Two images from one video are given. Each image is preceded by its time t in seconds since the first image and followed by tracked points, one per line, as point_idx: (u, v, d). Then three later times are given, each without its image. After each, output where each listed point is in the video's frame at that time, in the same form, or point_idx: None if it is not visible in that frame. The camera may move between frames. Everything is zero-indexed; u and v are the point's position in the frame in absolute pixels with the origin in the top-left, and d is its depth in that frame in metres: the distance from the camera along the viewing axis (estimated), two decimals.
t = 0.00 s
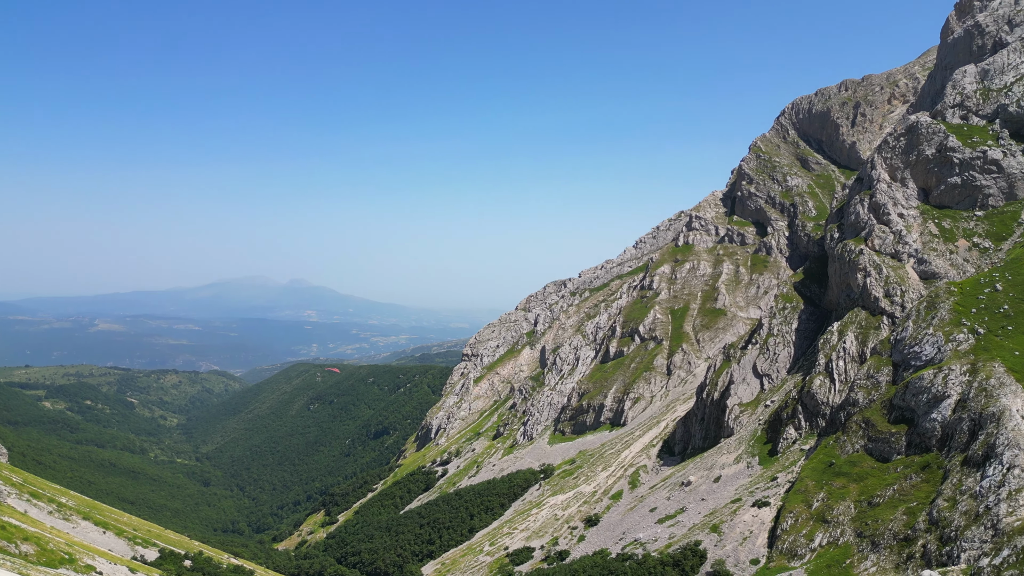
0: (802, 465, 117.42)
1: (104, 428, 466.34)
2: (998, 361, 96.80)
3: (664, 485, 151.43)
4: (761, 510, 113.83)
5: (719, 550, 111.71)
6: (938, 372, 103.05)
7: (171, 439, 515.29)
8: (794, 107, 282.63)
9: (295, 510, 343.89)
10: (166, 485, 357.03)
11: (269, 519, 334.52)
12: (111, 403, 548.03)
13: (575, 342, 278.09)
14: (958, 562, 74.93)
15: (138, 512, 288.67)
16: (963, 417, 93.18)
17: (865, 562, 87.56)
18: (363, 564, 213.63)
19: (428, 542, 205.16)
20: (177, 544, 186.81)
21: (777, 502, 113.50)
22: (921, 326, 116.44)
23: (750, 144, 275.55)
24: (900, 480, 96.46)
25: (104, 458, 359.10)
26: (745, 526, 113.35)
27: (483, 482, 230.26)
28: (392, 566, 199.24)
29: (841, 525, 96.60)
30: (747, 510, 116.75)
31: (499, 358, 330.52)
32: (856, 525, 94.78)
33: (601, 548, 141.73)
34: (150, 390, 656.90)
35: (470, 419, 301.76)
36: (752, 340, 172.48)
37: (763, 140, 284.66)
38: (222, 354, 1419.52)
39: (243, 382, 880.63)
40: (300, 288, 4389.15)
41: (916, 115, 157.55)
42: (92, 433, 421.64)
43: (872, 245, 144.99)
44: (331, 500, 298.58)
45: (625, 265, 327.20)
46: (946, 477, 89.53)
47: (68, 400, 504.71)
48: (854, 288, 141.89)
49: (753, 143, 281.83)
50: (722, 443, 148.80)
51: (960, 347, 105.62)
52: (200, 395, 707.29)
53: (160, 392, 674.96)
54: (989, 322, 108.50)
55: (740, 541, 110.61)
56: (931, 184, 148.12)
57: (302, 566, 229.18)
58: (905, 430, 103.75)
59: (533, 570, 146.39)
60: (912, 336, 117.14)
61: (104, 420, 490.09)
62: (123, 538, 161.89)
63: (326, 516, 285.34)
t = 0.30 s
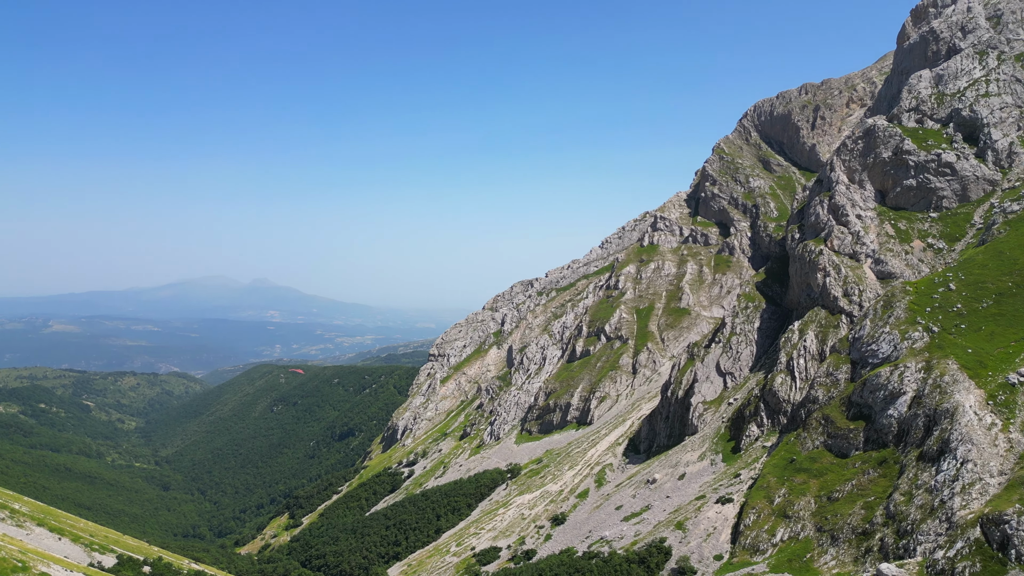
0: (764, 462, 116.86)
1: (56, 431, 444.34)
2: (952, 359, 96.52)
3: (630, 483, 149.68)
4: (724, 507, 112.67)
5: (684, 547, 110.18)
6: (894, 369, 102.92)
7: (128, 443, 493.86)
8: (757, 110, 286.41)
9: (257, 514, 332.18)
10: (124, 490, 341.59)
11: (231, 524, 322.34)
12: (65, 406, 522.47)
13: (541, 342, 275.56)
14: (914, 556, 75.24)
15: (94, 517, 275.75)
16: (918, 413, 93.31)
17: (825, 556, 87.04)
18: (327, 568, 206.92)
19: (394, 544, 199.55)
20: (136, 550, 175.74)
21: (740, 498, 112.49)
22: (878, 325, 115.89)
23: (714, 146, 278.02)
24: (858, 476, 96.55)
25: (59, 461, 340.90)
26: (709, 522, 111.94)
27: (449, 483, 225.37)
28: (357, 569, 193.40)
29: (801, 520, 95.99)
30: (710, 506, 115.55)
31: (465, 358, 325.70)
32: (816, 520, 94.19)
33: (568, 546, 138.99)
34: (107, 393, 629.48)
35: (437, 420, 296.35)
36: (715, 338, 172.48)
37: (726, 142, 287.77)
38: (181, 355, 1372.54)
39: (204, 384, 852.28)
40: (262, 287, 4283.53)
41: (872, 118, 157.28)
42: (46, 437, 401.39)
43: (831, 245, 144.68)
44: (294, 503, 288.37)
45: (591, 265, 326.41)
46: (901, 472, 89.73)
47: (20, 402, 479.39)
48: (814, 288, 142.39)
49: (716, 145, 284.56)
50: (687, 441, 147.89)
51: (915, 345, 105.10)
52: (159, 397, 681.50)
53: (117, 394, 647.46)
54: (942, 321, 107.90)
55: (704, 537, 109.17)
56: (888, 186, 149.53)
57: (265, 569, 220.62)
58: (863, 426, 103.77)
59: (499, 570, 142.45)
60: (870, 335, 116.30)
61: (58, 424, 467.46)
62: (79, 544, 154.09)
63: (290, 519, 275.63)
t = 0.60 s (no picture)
0: (728, 459, 116.52)
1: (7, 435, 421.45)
2: (908, 356, 96.89)
3: (596, 481, 148.02)
4: (689, 504, 111.73)
5: (649, 544, 108.77)
6: (852, 367, 103.11)
7: (83, 446, 471.82)
8: (720, 112, 289.45)
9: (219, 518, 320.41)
10: (80, 494, 325.73)
11: (193, 528, 309.80)
12: (18, 408, 495.90)
13: (508, 341, 272.73)
14: (871, 549, 75.36)
15: (48, 523, 262.20)
16: (876, 409, 93.54)
17: (786, 550, 86.54)
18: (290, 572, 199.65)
19: (360, 546, 193.64)
20: (94, 556, 166.74)
21: (704, 495, 111.74)
22: (837, 322, 116.62)
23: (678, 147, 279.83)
24: (818, 471, 96.31)
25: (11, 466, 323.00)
26: (673, 519, 110.82)
27: (416, 483, 220.22)
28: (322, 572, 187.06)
29: (764, 515, 95.43)
30: (675, 503, 114.54)
31: (432, 358, 320.46)
32: (778, 515, 93.69)
33: (534, 545, 136.26)
34: (62, 396, 600.99)
35: (403, 420, 290.51)
36: (680, 337, 172.80)
37: (690, 143, 290.06)
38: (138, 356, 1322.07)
39: (163, 386, 822.35)
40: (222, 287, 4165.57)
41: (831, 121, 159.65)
42: None
43: (793, 245, 144.60)
44: (257, 506, 278.05)
45: (558, 265, 325.36)
46: (860, 467, 89.71)
47: None
48: (775, 287, 142.72)
49: (680, 146, 286.43)
50: (652, 439, 147.05)
51: (872, 343, 105.51)
52: (117, 399, 654.55)
53: (73, 396, 619.23)
54: (899, 319, 108.19)
55: (669, 534, 107.95)
56: (847, 187, 150.70)
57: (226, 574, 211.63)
58: (823, 423, 103.59)
59: (465, 570, 138.58)
60: (830, 333, 117.20)
61: (9, 427, 443.35)
62: (33, 551, 145.29)
63: (253, 522, 265.22)
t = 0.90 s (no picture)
0: (692, 456, 115.63)
1: None
2: (866, 354, 97.36)
3: (562, 480, 146.24)
4: (654, 500, 110.73)
5: (615, 541, 107.51)
6: (813, 365, 103.17)
7: (36, 450, 449.42)
8: (685, 114, 292.12)
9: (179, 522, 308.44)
10: (32, 499, 309.59)
11: (153, 532, 297.47)
12: None
13: (476, 340, 269.32)
14: (831, 542, 75.58)
15: None
16: (835, 406, 93.49)
17: (749, 545, 86.08)
18: None
19: (325, 548, 187.49)
20: (46, 564, 158.04)
21: (669, 492, 110.91)
22: (799, 322, 115.83)
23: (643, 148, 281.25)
24: (780, 467, 96.02)
25: None
26: (639, 516, 109.70)
27: (382, 484, 214.89)
28: None
29: (727, 511, 94.81)
30: (641, 500, 113.39)
31: (399, 358, 314.66)
32: (741, 511, 93.18)
33: (501, 544, 133.34)
34: (14, 399, 572.11)
35: (369, 422, 284.11)
36: (645, 336, 172.60)
37: (656, 144, 292.03)
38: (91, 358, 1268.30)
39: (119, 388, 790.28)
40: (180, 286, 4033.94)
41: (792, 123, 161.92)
42: None
43: (755, 245, 145.30)
44: (219, 509, 267.59)
45: (525, 264, 323.16)
46: (820, 462, 89.47)
47: None
48: (738, 286, 142.48)
49: (646, 147, 288.01)
50: (618, 437, 146.18)
51: (832, 341, 105.36)
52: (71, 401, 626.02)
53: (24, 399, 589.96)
54: (857, 318, 108.51)
55: (635, 531, 106.72)
56: (807, 189, 152.51)
57: None
58: (784, 419, 103.19)
59: (432, 571, 134.59)
60: (791, 332, 116.19)
61: None
62: None
63: (215, 526, 255.00)
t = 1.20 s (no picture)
0: (658, 453, 114.72)
1: None
2: (826, 351, 97.71)
3: (530, 479, 144.26)
4: (620, 498, 109.65)
5: (582, 539, 105.94)
6: (775, 363, 103.24)
7: None
8: (651, 115, 293.82)
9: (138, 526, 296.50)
10: None
11: (112, 537, 285.93)
12: None
13: (443, 340, 265.20)
14: (793, 537, 75.51)
15: None
16: (796, 404, 93.47)
17: (713, 542, 85.62)
18: None
19: (289, 551, 180.63)
20: None
21: (635, 489, 109.93)
22: (761, 320, 115.99)
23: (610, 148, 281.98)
24: (743, 463, 95.67)
25: None
26: (606, 514, 108.50)
27: (348, 486, 209.21)
28: None
29: (692, 507, 94.14)
30: (607, 498, 112.23)
31: (364, 358, 307.39)
32: (705, 507, 92.58)
33: (468, 545, 130.23)
34: None
35: (335, 423, 277.07)
36: (612, 335, 172.04)
37: (622, 145, 293.28)
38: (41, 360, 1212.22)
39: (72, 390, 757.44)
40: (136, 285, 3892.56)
41: (755, 125, 163.48)
42: None
43: (719, 246, 146.23)
44: (179, 514, 256.21)
45: (492, 264, 320.48)
46: (781, 458, 89.36)
47: None
48: (702, 286, 142.51)
49: (612, 148, 288.84)
50: (584, 436, 145.03)
51: (793, 339, 105.48)
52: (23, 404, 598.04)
53: None
54: (818, 317, 108.95)
55: (601, 529, 105.40)
56: (769, 190, 154.04)
57: None
58: (747, 417, 102.96)
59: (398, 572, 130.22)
60: (753, 330, 116.28)
61: None
62: None
63: (175, 531, 244.11)
